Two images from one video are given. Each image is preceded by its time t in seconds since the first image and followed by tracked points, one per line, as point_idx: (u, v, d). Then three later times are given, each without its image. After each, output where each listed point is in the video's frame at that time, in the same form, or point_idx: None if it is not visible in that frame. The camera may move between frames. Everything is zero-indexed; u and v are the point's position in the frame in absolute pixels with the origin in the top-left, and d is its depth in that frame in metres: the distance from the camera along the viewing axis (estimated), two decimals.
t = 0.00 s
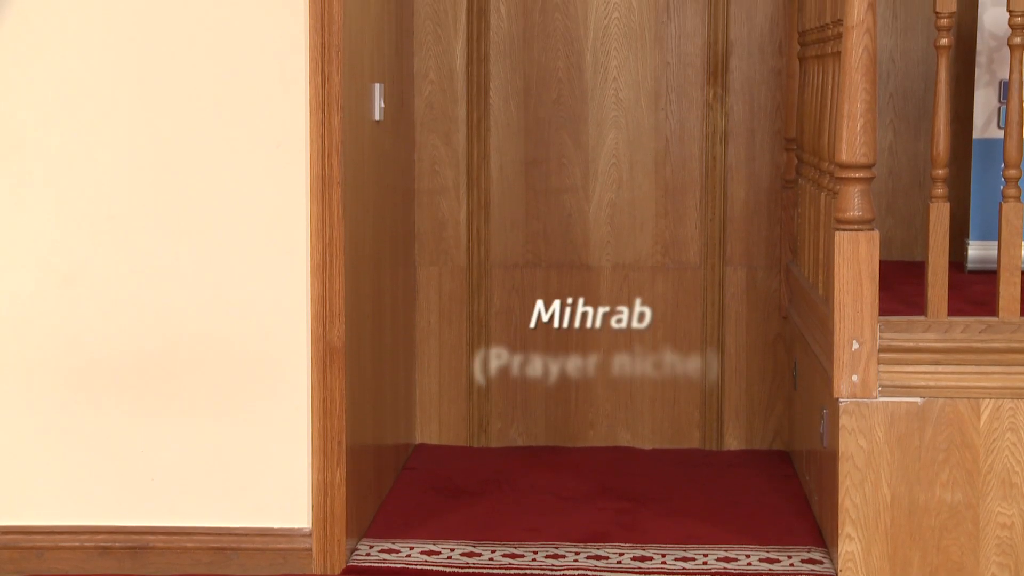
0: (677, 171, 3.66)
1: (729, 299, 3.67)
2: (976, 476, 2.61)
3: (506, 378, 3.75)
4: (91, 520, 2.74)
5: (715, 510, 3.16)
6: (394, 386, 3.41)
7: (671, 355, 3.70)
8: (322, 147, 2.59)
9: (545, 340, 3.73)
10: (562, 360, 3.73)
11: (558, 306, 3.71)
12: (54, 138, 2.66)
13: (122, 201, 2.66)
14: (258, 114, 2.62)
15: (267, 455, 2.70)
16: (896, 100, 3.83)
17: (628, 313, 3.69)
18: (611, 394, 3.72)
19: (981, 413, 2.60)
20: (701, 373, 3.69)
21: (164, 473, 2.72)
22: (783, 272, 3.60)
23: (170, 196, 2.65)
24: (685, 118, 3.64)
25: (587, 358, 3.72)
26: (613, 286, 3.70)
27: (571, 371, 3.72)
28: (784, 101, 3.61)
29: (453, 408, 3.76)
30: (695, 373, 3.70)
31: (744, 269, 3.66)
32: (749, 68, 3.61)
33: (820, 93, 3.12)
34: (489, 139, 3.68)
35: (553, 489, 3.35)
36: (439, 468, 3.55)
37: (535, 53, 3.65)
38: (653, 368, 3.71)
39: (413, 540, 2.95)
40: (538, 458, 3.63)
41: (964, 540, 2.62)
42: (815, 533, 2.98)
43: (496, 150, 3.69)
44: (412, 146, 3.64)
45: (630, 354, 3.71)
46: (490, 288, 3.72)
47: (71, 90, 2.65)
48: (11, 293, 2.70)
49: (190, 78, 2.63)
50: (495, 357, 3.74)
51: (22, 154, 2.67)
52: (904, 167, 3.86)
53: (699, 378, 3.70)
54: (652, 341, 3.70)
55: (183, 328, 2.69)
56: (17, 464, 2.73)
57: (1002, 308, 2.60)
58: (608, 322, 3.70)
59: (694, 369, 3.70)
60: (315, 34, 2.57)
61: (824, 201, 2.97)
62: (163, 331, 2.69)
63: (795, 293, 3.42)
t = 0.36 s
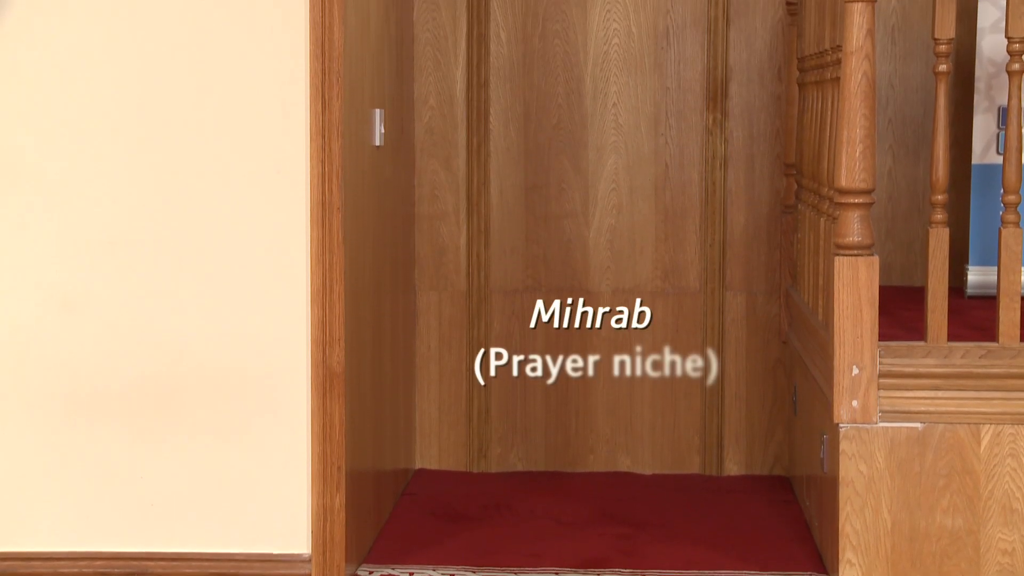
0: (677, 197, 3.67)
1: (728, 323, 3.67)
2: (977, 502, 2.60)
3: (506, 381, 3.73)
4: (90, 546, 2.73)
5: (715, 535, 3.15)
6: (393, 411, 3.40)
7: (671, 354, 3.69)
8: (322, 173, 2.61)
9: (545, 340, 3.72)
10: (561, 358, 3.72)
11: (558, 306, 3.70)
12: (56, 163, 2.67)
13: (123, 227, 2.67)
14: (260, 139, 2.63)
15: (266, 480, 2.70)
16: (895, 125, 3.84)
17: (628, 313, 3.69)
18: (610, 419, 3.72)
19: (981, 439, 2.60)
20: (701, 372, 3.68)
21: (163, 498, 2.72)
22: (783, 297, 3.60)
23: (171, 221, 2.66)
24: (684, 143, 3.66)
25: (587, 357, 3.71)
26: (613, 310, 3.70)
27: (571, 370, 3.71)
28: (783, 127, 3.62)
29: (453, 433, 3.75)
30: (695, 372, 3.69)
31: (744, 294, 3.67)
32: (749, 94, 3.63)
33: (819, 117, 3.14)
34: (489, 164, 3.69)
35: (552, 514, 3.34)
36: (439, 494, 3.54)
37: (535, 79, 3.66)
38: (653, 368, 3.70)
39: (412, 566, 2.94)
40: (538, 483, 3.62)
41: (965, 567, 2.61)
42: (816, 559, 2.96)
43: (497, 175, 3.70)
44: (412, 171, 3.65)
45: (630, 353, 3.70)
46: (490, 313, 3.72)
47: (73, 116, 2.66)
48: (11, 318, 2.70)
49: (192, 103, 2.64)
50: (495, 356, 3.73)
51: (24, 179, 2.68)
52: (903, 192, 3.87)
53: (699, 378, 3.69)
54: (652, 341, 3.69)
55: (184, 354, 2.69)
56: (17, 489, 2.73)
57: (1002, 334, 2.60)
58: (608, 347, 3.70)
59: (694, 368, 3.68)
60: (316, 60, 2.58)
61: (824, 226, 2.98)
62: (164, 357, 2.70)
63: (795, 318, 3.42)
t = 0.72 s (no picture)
0: (677, 220, 3.67)
1: (728, 346, 3.67)
2: (977, 525, 2.60)
3: (506, 402, 3.73)
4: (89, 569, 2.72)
5: (716, 557, 3.14)
6: (394, 433, 3.40)
7: (671, 354, 3.69)
8: (323, 195, 2.62)
9: (545, 348, 3.72)
10: (561, 358, 3.71)
11: (557, 306, 3.70)
12: (59, 185, 2.68)
13: (125, 249, 2.68)
14: (260, 161, 2.63)
15: (266, 502, 2.69)
16: (894, 147, 3.85)
17: (628, 313, 3.69)
18: (610, 441, 3.71)
19: (982, 461, 2.60)
20: (701, 371, 3.68)
21: (162, 520, 2.71)
22: (783, 319, 3.60)
23: (173, 243, 2.67)
24: (684, 167, 3.67)
25: (587, 357, 3.71)
26: (612, 333, 3.70)
27: (571, 369, 3.71)
28: (783, 150, 3.63)
29: (453, 456, 3.75)
30: (695, 372, 3.68)
31: (744, 316, 3.67)
32: (748, 117, 3.64)
33: (818, 140, 3.15)
34: (489, 187, 3.69)
35: (552, 537, 3.33)
36: (439, 516, 3.53)
37: (535, 102, 3.68)
38: (652, 367, 3.69)
39: None
40: (538, 506, 3.61)
41: None
42: None
43: (497, 198, 3.70)
44: (412, 194, 3.66)
45: (629, 353, 3.70)
46: (490, 336, 3.72)
47: (76, 138, 2.67)
48: (14, 340, 2.71)
49: (194, 126, 2.64)
50: (495, 356, 3.73)
51: (27, 202, 2.68)
52: (903, 215, 3.87)
53: (698, 378, 3.68)
54: (652, 341, 3.69)
55: (184, 375, 2.69)
56: (17, 513, 2.72)
57: (1002, 356, 2.60)
58: (608, 370, 3.70)
59: (693, 368, 3.68)
60: (316, 82, 2.60)
61: (823, 248, 2.98)
62: (165, 379, 2.70)
63: (795, 340, 3.41)
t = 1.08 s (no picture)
0: (677, 245, 3.68)
1: (728, 371, 3.67)
2: (978, 551, 2.60)
3: (506, 428, 3.73)
4: None
5: None
6: (394, 459, 3.40)
7: (671, 354, 3.69)
8: (323, 221, 2.61)
9: (545, 373, 3.72)
10: (561, 358, 3.72)
11: (558, 306, 3.70)
12: (58, 209, 2.66)
13: (125, 273, 2.66)
14: (260, 183, 2.62)
15: (267, 528, 2.68)
16: (894, 173, 3.85)
17: (628, 313, 3.69)
18: (610, 466, 3.71)
19: (982, 487, 2.60)
20: (701, 371, 3.68)
21: (163, 546, 2.70)
22: (783, 344, 3.60)
23: (173, 267, 2.64)
24: (683, 193, 3.68)
25: (587, 357, 3.71)
26: (612, 359, 3.70)
27: (571, 369, 3.71)
28: (782, 175, 3.64)
29: (453, 482, 3.74)
30: (695, 372, 3.68)
31: (744, 342, 3.67)
32: (748, 142, 3.65)
33: (817, 165, 3.16)
34: (489, 212, 3.70)
35: (552, 562, 3.32)
36: (439, 541, 3.53)
37: (535, 127, 3.69)
38: (652, 367, 3.69)
39: None
40: (538, 531, 3.60)
41: None
42: None
43: (497, 223, 3.71)
44: (412, 220, 3.67)
45: (629, 353, 3.70)
46: (490, 362, 3.72)
47: (74, 162, 2.65)
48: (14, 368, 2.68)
49: (195, 149, 2.62)
50: (495, 356, 3.72)
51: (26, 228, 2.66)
52: (903, 240, 3.87)
53: (698, 379, 3.68)
54: (652, 342, 3.69)
55: (184, 402, 2.68)
56: (18, 539, 2.72)
57: (1002, 382, 2.60)
58: (608, 396, 3.70)
59: (693, 368, 3.68)
60: (317, 105, 2.59)
61: (823, 274, 2.98)
62: (166, 405, 2.68)
63: (795, 365, 3.41)
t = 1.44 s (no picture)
0: (676, 276, 3.69)
1: (728, 403, 3.67)
2: None
3: (506, 459, 3.73)
4: None
5: None
6: (393, 491, 3.39)
7: (671, 354, 3.69)
8: (323, 254, 2.58)
9: (545, 404, 3.72)
10: (561, 358, 3.72)
11: (558, 306, 3.70)
12: (59, 235, 2.62)
13: (125, 301, 2.61)
14: (261, 211, 2.58)
15: (267, 563, 2.63)
16: (893, 206, 3.84)
17: (628, 313, 3.69)
18: (610, 498, 3.70)
19: (984, 519, 2.60)
20: (701, 372, 3.68)
21: None
22: (783, 376, 3.60)
23: (173, 295, 2.60)
24: (683, 224, 3.69)
25: (586, 357, 3.71)
26: (612, 390, 3.70)
27: (570, 369, 3.71)
28: (782, 207, 3.65)
29: (453, 513, 3.74)
30: (695, 372, 3.68)
31: (744, 373, 3.67)
32: (747, 173, 3.67)
33: (817, 197, 3.16)
34: (489, 244, 3.72)
35: None
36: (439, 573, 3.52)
37: (535, 158, 3.70)
38: (652, 367, 3.69)
39: None
40: (538, 564, 3.58)
41: None
42: None
43: (497, 254, 3.72)
44: (412, 252, 3.68)
45: (629, 353, 3.70)
46: (490, 393, 3.73)
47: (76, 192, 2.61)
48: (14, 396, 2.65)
49: (196, 175, 2.58)
50: (495, 356, 3.72)
51: (27, 253, 2.63)
52: (902, 272, 3.86)
53: (698, 379, 3.68)
54: (652, 341, 3.69)
55: (184, 435, 2.63)
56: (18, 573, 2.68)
57: (1002, 414, 2.60)
58: (608, 427, 3.70)
59: (693, 368, 3.68)
60: (317, 135, 2.55)
61: (824, 305, 2.99)
62: (166, 435, 2.63)
63: (795, 396, 3.41)
